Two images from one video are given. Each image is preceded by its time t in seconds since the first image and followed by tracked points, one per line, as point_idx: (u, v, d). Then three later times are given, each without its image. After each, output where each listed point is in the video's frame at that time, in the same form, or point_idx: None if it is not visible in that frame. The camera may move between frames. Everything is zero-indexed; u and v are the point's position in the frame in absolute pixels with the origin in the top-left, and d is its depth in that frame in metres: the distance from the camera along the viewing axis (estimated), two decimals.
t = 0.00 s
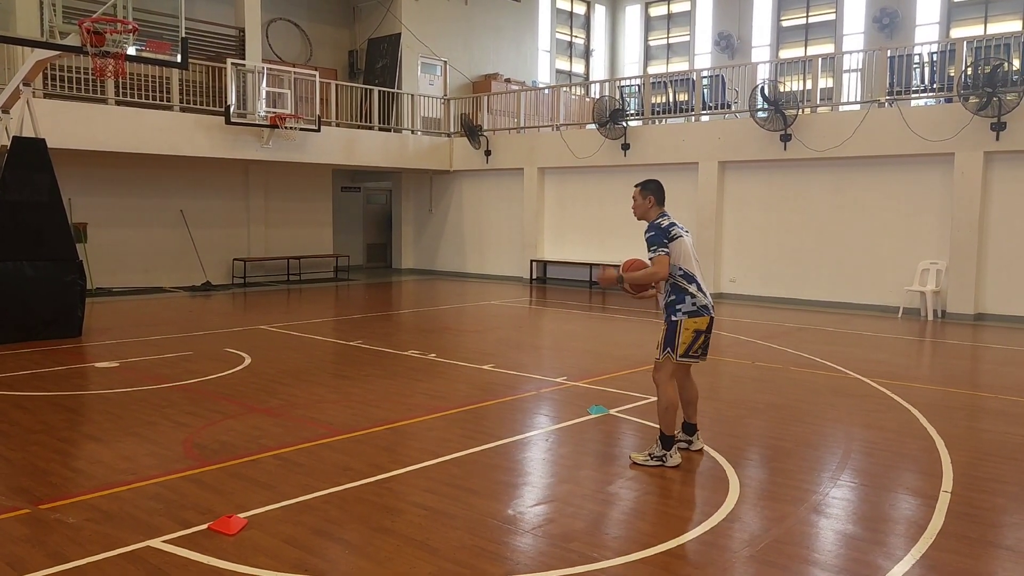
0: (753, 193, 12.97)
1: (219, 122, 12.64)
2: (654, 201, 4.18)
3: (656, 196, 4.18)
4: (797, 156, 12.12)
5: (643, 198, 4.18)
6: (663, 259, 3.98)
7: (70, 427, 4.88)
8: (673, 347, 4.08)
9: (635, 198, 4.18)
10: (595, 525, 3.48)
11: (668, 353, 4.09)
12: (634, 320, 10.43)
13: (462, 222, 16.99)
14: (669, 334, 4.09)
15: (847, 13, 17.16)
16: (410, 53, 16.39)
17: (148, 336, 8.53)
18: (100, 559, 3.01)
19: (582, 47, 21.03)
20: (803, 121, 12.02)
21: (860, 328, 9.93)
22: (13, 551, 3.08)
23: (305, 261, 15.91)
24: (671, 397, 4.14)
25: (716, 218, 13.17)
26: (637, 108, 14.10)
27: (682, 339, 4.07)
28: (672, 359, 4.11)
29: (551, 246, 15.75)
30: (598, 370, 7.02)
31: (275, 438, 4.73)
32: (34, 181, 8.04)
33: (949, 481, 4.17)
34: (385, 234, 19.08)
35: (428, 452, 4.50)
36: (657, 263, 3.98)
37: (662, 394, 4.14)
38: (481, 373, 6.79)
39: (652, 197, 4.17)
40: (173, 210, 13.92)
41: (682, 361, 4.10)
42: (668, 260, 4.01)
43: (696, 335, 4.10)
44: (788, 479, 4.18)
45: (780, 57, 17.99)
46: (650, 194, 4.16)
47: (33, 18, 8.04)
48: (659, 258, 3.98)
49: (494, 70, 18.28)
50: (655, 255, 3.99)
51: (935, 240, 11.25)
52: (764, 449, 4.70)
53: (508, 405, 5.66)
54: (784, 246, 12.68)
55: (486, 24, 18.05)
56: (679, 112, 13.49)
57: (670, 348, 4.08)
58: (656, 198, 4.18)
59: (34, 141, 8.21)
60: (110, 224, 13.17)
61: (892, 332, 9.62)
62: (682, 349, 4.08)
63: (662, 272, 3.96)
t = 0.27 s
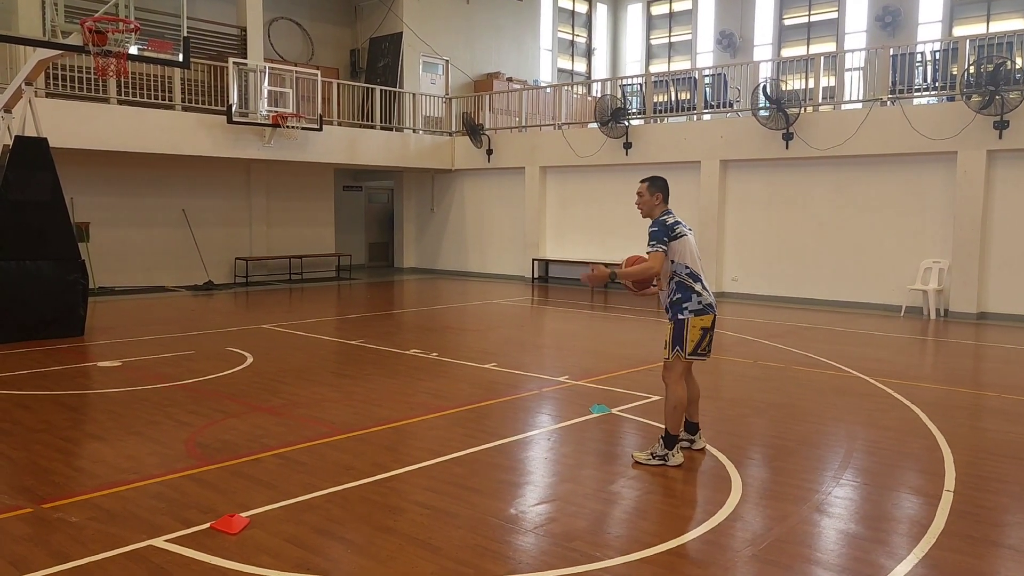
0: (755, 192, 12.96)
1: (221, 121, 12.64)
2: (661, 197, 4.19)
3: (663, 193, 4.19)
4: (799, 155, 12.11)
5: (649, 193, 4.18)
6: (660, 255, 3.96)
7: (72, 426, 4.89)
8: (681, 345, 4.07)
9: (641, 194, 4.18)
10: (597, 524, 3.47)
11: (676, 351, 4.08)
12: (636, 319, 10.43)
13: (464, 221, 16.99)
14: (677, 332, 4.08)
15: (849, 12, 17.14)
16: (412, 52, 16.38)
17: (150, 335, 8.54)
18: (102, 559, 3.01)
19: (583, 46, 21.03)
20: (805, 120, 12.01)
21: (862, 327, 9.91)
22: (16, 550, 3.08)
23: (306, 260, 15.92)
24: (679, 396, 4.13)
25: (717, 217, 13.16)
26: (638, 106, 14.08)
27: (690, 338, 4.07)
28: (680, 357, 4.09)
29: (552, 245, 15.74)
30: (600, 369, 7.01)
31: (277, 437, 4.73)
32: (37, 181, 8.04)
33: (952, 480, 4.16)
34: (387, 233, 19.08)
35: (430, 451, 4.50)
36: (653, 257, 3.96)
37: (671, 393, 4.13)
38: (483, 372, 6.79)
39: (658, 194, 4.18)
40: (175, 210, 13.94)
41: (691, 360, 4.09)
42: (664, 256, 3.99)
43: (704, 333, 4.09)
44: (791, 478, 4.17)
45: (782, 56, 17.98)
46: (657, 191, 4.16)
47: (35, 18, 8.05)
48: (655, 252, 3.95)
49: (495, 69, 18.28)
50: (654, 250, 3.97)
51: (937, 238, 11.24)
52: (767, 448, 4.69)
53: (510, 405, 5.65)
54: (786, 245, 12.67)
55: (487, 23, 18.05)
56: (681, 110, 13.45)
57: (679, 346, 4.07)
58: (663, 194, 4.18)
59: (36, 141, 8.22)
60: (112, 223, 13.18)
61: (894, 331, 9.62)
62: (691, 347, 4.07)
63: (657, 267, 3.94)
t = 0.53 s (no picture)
0: (758, 191, 12.95)
1: (224, 121, 12.65)
2: (659, 197, 4.17)
3: (663, 193, 4.17)
4: (802, 153, 12.10)
5: (649, 194, 4.19)
6: (671, 257, 3.95)
7: (75, 426, 4.89)
8: (682, 344, 4.07)
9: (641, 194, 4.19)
10: (600, 524, 3.47)
11: (677, 350, 4.08)
12: (638, 318, 10.42)
13: (466, 220, 16.99)
14: (678, 331, 4.08)
15: (852, 11, 17.12)
16: (414, 51, 16.38)
17: (153, 334, 8.54)
18: (105, 558, 3.01)
19: (586, 45, 21.02)
20: (808, 119, 12.00)
21: (865, 326, 9.89)
22: (19, 549, 3.09)
23: (309, 259, 15.92)
24: (680, 395, 4.13)
25: (720, 216, 13.15)
26: (641, 105, 14.05)
27: (691, 337, 4.07)
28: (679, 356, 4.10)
29: (555, 244, 15.73)
30: (602, 368, 7.01)
31: (279, 436, 4.73)
32: (40, 180, 8.05)
33: (955, 479, 4.15)
34: (389, 232, 19.08)
35: (432, 451, 4.49)
36: (665, 261, 3.96)
37: (673, 392, 4.12)
38: (486, 371, 6.79)
39: (658, 193, 4.16)
40: (178, 209, 13.94)
41: (692, 358, 4.09)
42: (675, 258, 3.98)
43: (704, 332, 4.09)
44: (794, 477, 4.17)
45: (785, 55, 17.96)
46: (656, 191, 4.15)
47: (38, 17, 8.05)
48: (665, 255, 3.95)
49: (498, 68, 18.27)
50: (663, 252, 3.96)
51: (940, 237, 11.22)
52: (770, 447, 4.69)
53: (512, 404, 5.65)
54: (789, 244, 12.65)
55: (490, 22, 18.04)
56: (684, 109, 13.43)
57: (680, 345, 4.07)
58: (661, 194, 4.16)
59: (39, 140, 8.23)
60: (115, 223, 13.19)
61: (898, 330, 9.60)
62: (692, 346, 4.08)
63: (672, 272, 3.95)
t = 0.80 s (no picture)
0: (760, 189, 12.94)
1: (226, 120, 12.66)
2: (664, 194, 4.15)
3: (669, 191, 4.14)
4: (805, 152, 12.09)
5: (655, 191, 4.16)
6: (672, 257, 3.94)
7: (79, 425, 4.90)
8: (674, 344, 4.09)
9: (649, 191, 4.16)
10: (602, 523, 3.47)
11: (668, 350, 4.10)
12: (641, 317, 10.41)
13: (469, 219, 16.99)
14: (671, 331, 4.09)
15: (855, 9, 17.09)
16: (416, 51, 16.37)
17: (157, 333, 8.55)
18: (108, 557, 3.02)
19: (588, 44, 21.01)
20: (810, 118, 11.98)
21: (869, 325, 9.87)
22: (23, 548, 3.09)
23: (311, 258, 15.93)
24: (673, 394, 4.12)
25: (723, 214, 13.14)
26: (644, 104, 14.02)
27: (684, 337, 4.09)
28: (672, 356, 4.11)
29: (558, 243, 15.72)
30: (605, 367, 7.01)
31: (283, 435, 4.74)
32: (43, 180, 8.06)
33: (959, 478, 4.14)
34: (392, 231, 19.09)
35: (435, 449, 4.50)
36: (668, 261, 3.95)
37: (664, 391, 4.13)
38: (488, 370, 6.79)
39: (662, 192, 4.14)
40: (180, 208, 13.96)
41: (683, 359, 4.11)
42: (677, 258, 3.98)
43: (697, 333, 4.11)
44: (796, 476, 4.16)
45: (787, 53, 17.94)
46: (663, 189, 4.12)
47: (41, 17, 8.06)
48: (666, 254, 3.94)
49: (500, 66, 18.26)
50: (664, 251, 3.95)
51: (943, 236, 11.20)
52: (773, 446, 4.69)
53: (515, 403, 5.65)
54: (792, 243, 12.64)
55: (492, 21, 18.03)
56: (687, 108, 13.42)
57: (671, 345, 4.09)
58: (667, 192, 4.14)
59: (42, 140, 8.23)
60: (118, 222, 13.20)
61: (901, 329, 9.59)
62: (684, 346, 4.10)
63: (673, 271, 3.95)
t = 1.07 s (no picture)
0: (763, 188, 12.92)
1: (229, 119, 12.67)
2: (672, 184, 4.15)
3: (678, 182, 4.14)
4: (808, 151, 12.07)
5: (665, 181, 4.16)
6: (666, 248, 3.96)
7: (82, 423, 4.91)
8: (672, 340, 4.06)
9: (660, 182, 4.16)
10: (605, 522, 3.47)
11: (666, 346, 4.08)
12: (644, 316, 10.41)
13: (471, 218, 16.99)
14: (666, 326, 4.08)
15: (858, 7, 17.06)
16: (418, 50, 16.37)
17: (160, 332, 8.57)
18: (111, 556, 3.02)
19: (590, 43, 21.00)
20: (813, 116, 11.97)
21: (872, 324, 9.85)
22: (28, 546, 3.10)
23: (314, 258, 15.93)
24: (681, 391, 4.11)
25: (726, 213, 13.12)
26: (646, 103, 14.03)
27: (678, 333, 4.06)
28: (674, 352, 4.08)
29: (560, 243, 15.71)
30: (607, 366, 7.01)
31: (286, 434, 4.74)
32: (46, 179, 8.07)
33: (963, 477, 4.14)
34: (394, 230, 19.10)
35: (438, 449, 4.50)
36: (659, 251, 3.98)
37: (673, 388, 4.11)
38: (491, 369, 6.79)
39: (672, 182, 4.14)
40: (183, 208, 13.97)
41: (679, 355, 4.08)
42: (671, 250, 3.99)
43: (691, 330, 4.08)
44: (800, 475, 4.16)
45: (790, 52, 17.91)
46: (671, 180, 4.13)
47: (44, 16, 8.08)
48: (661, 246, 3.96)
49: (503, 65, 18.25)
50: (661, 242, 3.98)
51: (946, 234, 11.18)
52: (776, 445, 4.68)
53: (517, 402, 5.65)
54: (794, 242, 12.62)
55: (495, 20, 18.02)
56: (689, 107, 13.40)
57: (669, 341, 4.06)
58: (674, 183, 4.15)
59: (45, 139, 8.24)
60: (121, 221, 13.22)
61: (905, 328, 9.57)
62: (679, 342, 4.06)
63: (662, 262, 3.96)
